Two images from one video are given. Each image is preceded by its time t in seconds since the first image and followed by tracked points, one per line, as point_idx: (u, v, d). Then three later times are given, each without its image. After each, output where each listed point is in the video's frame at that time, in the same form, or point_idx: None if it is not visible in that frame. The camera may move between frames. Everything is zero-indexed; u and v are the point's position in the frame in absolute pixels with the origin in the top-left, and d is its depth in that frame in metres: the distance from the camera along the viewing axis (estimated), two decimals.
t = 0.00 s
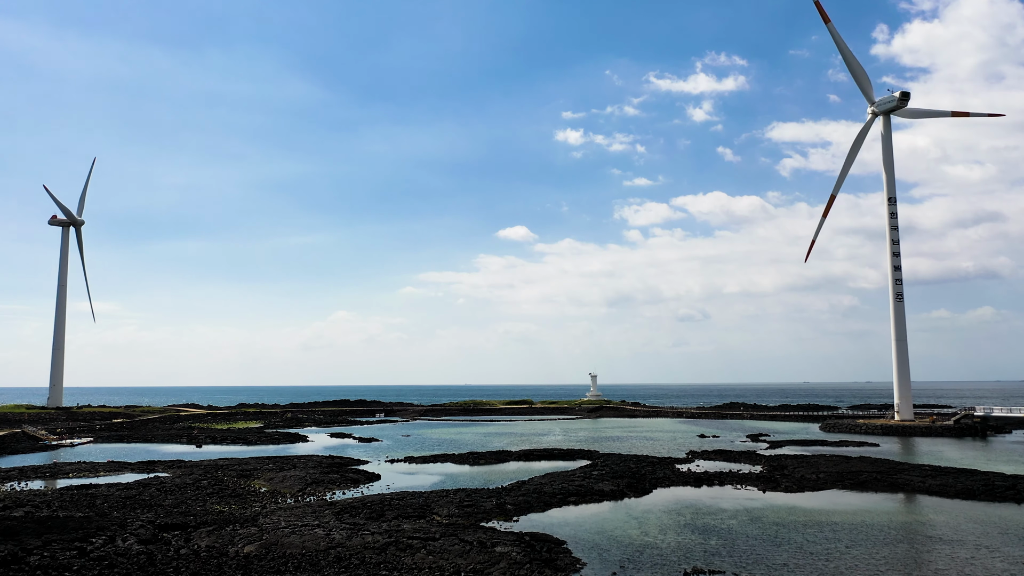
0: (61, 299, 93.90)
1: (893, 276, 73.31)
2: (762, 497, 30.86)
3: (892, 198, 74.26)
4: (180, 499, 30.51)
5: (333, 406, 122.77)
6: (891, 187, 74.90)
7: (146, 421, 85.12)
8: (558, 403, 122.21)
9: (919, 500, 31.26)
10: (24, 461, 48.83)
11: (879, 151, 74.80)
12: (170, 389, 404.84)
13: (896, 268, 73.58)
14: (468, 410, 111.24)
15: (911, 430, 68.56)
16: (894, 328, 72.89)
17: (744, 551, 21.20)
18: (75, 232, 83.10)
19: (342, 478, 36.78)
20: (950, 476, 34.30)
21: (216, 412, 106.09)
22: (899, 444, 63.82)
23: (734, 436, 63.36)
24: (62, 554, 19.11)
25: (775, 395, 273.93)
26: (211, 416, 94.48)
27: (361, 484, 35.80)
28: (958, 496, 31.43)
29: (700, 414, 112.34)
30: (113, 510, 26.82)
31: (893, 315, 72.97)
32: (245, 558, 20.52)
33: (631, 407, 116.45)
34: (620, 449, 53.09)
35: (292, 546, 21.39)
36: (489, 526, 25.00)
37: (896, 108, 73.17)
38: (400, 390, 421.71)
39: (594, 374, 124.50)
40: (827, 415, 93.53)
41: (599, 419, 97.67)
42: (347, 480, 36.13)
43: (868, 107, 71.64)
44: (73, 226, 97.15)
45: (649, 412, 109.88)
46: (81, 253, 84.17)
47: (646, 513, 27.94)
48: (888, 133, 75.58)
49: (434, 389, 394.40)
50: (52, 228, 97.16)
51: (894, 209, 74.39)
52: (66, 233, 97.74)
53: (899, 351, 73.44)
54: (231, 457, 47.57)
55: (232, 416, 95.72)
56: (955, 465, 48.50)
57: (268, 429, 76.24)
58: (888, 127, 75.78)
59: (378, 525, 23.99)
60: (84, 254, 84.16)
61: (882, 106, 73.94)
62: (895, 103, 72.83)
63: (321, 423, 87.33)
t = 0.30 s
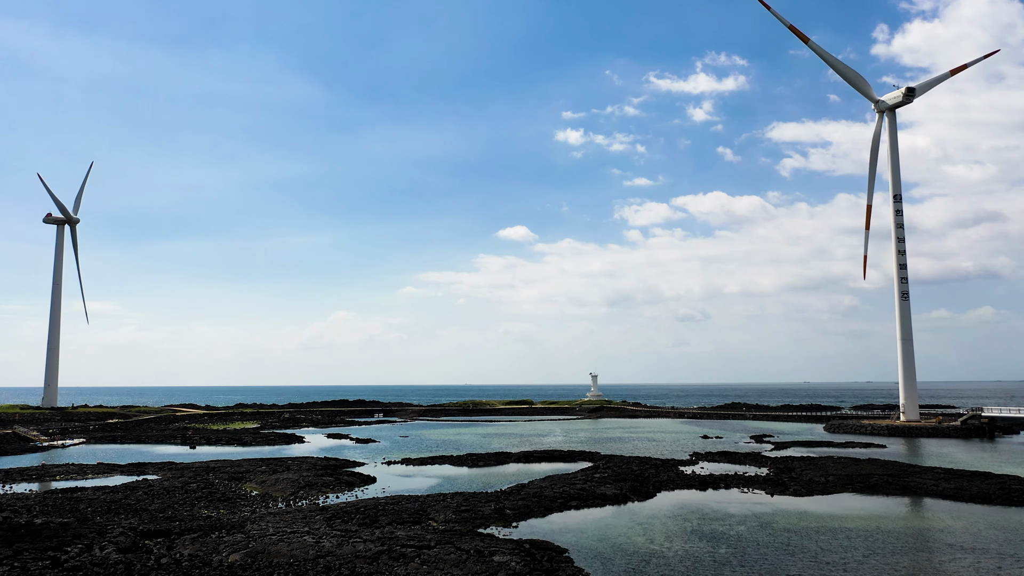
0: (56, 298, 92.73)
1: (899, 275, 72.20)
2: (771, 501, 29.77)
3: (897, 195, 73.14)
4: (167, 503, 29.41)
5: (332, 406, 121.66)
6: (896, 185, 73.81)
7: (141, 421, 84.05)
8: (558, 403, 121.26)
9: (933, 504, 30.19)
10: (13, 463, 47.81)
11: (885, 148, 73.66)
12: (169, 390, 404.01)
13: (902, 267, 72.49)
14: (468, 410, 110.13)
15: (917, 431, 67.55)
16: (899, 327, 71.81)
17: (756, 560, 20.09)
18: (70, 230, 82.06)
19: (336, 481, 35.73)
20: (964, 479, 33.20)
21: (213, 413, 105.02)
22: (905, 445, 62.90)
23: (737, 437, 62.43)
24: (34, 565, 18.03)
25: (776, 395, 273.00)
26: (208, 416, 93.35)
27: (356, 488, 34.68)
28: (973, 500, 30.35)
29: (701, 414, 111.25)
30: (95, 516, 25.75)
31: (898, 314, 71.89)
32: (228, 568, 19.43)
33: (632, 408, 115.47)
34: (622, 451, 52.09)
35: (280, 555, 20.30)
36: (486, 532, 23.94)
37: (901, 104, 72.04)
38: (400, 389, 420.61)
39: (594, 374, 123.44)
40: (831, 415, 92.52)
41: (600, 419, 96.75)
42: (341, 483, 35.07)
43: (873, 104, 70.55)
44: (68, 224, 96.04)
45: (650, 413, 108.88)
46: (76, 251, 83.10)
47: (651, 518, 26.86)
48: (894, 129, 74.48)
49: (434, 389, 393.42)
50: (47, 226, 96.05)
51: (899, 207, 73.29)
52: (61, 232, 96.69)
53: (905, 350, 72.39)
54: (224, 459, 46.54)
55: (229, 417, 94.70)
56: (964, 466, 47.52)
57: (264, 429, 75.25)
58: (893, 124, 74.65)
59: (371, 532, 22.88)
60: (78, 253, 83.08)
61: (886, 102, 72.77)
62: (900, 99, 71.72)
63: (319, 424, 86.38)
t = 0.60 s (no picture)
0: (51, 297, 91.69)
1: (905, 273, 71.09)
2: (781, 506, 28.62)
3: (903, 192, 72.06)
4: (153, 509, 28.26)
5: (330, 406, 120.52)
6: (902, 181, 72.75)
7: (137, 422, 83.08)
8: (559, 403, 120.12)
9: (949, 509, 29.04)
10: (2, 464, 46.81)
11: (891, 145, 72.59)
12: (167, 390, 402.03)
13: (907, 265, 71.40)
14: (467, 410, 109.00)
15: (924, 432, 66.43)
16: (905, 326, 70.69)
17: (769, 571, 18.95)
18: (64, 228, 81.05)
19: (330, 484, 34.61)
20: (980, 483, 32.03)
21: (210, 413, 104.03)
22: (911, 446, 61.78)
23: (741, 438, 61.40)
24: None
25: (776, 395, 272.05)
26: (204, 417, 92.10)
27: (351, 491, 33.56)
28: (990, 505, 29.20)
29: (703, 415, 110.24)
30: (75, 522, 24.66)
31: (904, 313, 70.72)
32: None
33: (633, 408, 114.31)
34: (624, 452, 51.05)
35: (265, 565, 19.20)
36: (484, 540, 22.83)
37: (906, 100, 70.98)
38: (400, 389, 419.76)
39: (595, 374, 122.17)
40: (835, 416, 91.44)
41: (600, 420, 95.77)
42: (335, 486, 33.96)
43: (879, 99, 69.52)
44: (63, 222, 94.97)
45: (651, 413, 107.95)
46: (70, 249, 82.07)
47: (657, 524, 25.75)
48: (900, 126, 73.41)
49: (434, 389, 392.45)
50: (42, 224, 95.04)
51: (905, 204, 72.20)
52: (57, 230, 95.55)
53: (911, 350, 71.27)
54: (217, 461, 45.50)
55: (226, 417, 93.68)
56: (973, 468, 46.46)
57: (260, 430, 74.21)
58: (899, 120, 73.56)
59: (364, 540, 21.75)
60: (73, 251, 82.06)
61: (892, 97, 71.75)
62: (906, 94, 70.67)
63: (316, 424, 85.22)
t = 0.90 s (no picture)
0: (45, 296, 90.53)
1: (911, 272, 70.05)
2: (791, 511, 27.44)
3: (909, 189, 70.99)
4: (137, 514, 27.15)
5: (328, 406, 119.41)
6: (908, 179, 71.67)
7: (132, 422, 81.97)
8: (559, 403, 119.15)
9: (965, 514, 27.93)
10: None
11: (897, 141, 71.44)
12: (167, 390, 400.32)
13: (913, 263, 70.35)
14: (466, 411, 108.04)
15: (931, 433, 65.32)
16: (911, 326, 69.55)
17: None
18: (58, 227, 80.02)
19: (324, 487, 33.51)
20: (997, 487, 30.90)
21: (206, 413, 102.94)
22: (917, 448, 60.68)
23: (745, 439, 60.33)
24: None
25: (776, 395, 271.39)
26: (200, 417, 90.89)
27: (345, 495, 32.42)
28: (1007, 510, 28.09)
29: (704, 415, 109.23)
30: (54, 530, 23.56)
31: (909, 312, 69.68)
32: None
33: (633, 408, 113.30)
34: (626, 453, 49.98)
35: None
36: (481, 548, 21.73)
37: (912, 96, 69.91)
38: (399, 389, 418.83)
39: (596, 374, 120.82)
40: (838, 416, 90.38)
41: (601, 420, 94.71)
42: (329, 490, 32.85)
43: (884, 95, 68.45)
44: (58, 220, 93.90)
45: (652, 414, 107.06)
46: (64, 248, 81.06)
47: (662, 531, 24.67)
48: (905, 122, 72.29)
49: (434, 389, 391.64)
50: (37, 222, 93.98)
51: (911, 202, 71.12)
52: (51, 228, 94.46)
53: (916, 350, 70.18)
54: (209, 463, 44.45)
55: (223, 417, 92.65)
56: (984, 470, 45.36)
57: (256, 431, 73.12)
58: (905, 116, 72.47)
59: (355, 549, 20.66)
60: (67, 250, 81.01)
61: (898, 93, 70.68)
62: (911, 90, 69.60)
63: (313, 424, 84.27)
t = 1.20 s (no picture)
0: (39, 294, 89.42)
1: (917, 271, 68.96)
2: (803, 516, 26.32)
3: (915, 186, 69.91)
4: (120, 520, 26.02)
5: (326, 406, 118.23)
6: (914, 175, 70.62)
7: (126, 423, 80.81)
8: (559, 403, 118.20)
9: (983, 519, 26.81)
10: None
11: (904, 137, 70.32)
12: (165, 391, 398.54)
13: (919, 261, 69.27)
14: (466, 411, 107.09)
15: (938, 434, 64.20)
16: (917, 325, 68.46)
17: None
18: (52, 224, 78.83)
19: (317, 491, 32.38)
20: (1014, 491, 29.79)
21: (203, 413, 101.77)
22: (925, 449, 59.54)
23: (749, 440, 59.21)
24: None
25: (776, 395, 270.67)
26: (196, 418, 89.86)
27: (338, 499, 31.31)
28: None
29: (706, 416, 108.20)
30: (31, 537, 22.47)
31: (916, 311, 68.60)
32: None
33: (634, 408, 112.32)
34: (628, 455, 48.92)
35: None
36: (478, 556, 20.63)
37: (918, 91, 68.84)
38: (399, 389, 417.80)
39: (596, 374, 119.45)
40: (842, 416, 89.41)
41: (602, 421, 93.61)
42: (322, 494, 31.73)
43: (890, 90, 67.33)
44: (52, 218, 92.72)
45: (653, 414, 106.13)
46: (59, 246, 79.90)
47: (668, 538, 23.54)
48: (912, 118, 71.16)
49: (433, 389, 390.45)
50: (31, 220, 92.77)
51: (916, 199, 70.07)
52: (46, 226, 93.37)
53: (922, 349, 69.07)
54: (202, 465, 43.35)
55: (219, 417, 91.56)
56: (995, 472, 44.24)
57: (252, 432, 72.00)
58: (911, 112, 71.39)
59: (344, 558, 19.55)
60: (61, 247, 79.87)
61: (903, 89, 69.64)
62: (918, 86, 68.53)
63: (311, 424, 83.90)
